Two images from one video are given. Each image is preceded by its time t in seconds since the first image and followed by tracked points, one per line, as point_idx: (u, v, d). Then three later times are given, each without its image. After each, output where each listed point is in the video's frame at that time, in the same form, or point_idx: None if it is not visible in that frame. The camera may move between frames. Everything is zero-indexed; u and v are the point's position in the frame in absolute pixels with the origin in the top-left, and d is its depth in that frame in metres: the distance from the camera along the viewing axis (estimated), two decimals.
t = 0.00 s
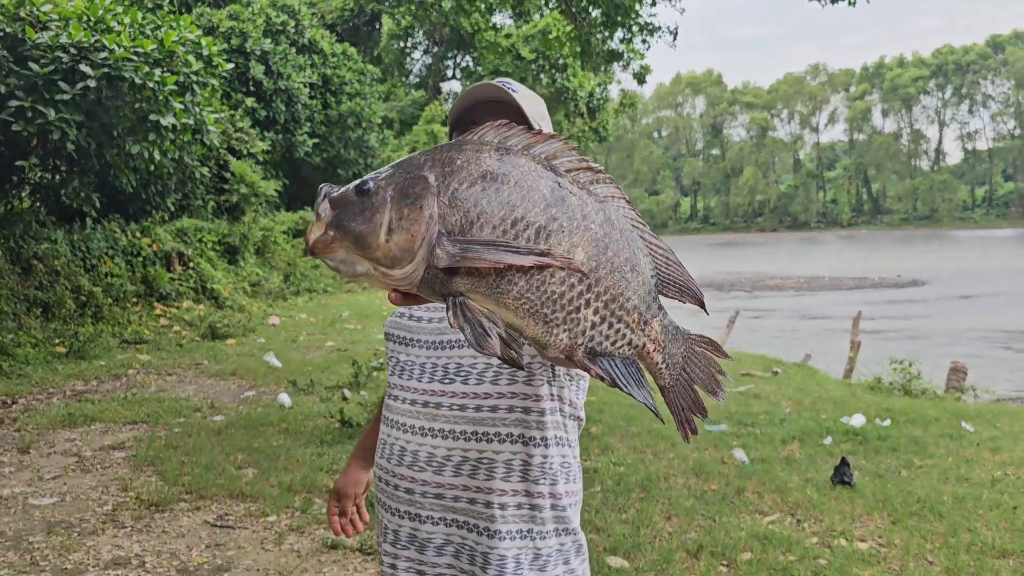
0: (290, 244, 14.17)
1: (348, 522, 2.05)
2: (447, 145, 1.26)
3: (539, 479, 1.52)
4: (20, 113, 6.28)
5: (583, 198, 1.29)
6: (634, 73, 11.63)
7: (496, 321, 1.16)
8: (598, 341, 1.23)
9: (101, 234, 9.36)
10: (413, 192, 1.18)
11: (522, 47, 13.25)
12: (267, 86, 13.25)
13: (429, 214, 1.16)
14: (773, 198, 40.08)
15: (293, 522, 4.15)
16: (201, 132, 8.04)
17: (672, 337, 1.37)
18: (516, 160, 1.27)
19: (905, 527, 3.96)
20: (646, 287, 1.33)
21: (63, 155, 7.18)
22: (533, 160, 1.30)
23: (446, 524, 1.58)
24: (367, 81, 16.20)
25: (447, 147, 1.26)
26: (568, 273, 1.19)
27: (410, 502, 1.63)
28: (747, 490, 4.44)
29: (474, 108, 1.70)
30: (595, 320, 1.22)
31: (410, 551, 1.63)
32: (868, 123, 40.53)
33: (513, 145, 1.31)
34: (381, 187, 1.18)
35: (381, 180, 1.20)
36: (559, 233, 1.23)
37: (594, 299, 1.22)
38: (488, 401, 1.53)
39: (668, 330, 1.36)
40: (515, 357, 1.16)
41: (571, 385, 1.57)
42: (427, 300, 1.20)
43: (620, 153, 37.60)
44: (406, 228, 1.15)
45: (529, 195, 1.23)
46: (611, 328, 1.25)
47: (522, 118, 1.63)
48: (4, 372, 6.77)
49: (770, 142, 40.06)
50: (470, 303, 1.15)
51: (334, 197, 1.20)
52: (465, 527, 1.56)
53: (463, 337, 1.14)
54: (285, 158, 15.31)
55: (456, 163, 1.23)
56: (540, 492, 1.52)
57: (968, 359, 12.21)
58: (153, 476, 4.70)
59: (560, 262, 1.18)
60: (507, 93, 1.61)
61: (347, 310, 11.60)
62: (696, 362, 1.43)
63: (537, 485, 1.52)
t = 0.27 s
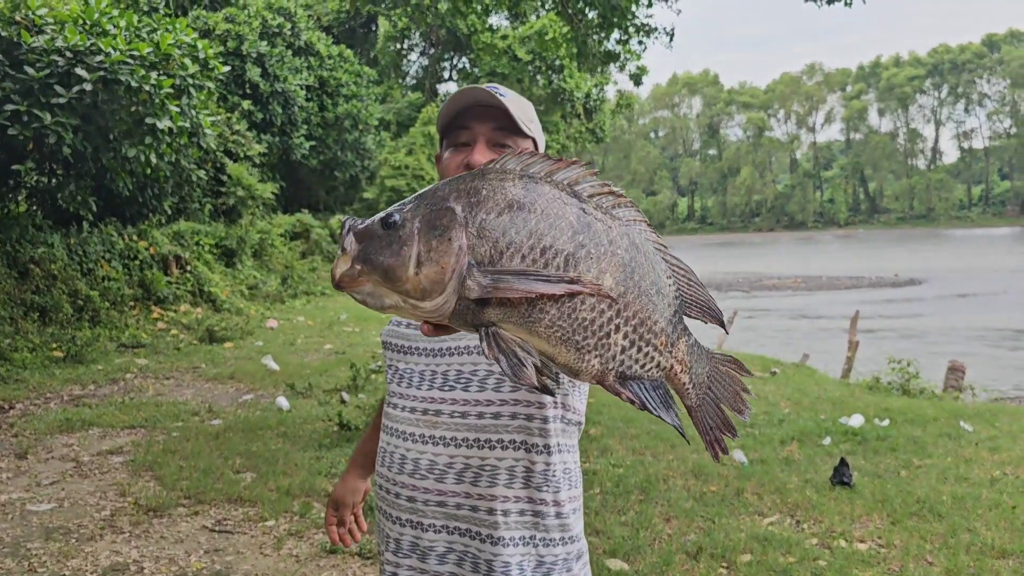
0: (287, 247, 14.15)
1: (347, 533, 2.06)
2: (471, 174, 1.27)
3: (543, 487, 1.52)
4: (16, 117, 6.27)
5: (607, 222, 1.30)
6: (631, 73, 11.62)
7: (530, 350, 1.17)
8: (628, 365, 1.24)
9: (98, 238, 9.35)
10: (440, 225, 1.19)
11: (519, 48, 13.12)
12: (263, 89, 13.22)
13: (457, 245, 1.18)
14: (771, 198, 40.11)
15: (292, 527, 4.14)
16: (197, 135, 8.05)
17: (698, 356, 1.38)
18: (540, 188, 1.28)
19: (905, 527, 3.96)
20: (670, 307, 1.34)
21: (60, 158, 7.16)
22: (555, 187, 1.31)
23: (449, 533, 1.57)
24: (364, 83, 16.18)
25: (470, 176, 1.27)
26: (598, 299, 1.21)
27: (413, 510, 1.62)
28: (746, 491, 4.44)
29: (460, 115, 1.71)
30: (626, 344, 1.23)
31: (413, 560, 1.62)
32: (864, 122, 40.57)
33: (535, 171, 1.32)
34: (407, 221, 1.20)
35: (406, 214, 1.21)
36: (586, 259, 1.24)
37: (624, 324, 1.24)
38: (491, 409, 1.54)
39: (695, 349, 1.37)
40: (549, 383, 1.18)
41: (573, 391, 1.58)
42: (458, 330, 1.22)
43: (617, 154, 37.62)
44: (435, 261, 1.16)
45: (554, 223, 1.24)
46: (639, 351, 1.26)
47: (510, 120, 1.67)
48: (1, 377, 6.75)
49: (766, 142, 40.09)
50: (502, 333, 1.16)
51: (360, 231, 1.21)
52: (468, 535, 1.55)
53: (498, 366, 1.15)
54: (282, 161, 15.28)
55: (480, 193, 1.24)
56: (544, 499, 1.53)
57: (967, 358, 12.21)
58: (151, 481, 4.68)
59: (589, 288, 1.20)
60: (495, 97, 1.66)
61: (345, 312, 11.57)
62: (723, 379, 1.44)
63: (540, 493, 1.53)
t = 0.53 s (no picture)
0: (286, 249, 14.15)
1: (351, 536, 2.06)
2: (497, 190, 1.28)
3: (549, 488, 1.53)
4: (15, 120, 6.27)
5: (633, 235, 1.31)
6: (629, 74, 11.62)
7: (565, 363, 1.17)
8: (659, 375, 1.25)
9: (97, 241, 9.34)
10: (470, 242, 1.20)
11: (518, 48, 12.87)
12: (262, 91, 13.22)
13: (489, 262, 1.18)
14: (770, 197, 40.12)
15: (292, 529, 4.15)
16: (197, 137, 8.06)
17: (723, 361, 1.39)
18: (567, 204, 1.29)
19: (905, 527, 3.96)
20: (694, 317, 1.35)
21: (59, 162, 7.14)
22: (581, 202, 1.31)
23: (457, 536, 1.58)
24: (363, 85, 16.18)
25: (497, 192, 1.27)
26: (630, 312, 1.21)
27: (420, 515, 1.62)
28: (747, 491, 4.44)
29: (461, 117, 1.72)
30: (656, 354, 1.24)
31: (420, 563, 1.62)
32: (863, 122, 40.58)
33: (560, 186, 1.33)
34: (436, 238, 1.21)
35: (434, 231, 1.22)
36: (616, 272, 1.26)
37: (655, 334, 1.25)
38: (496, 411, 1.54)
39: (719, 355, 1.38)
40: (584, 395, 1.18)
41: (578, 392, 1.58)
42: (488, 345, 1.22)
43: (616, 154, 37.62)
44: (468, 277, 1.17)
45: (582, 238, 1.25)
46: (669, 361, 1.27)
47: (510, 123, 1.67)
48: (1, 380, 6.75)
49: (765, 141, 40.10)
50: (536, 348, 1.16)
51: (389, 249, 1.21)
52: (475, 537, 1.56)
53: (534, 381, 1.15)
54: (281, 163, 15.28)
55: (509, 209, 1.25)
56: (550, 500, 1.54)
57: (967, 357, 12.20)
58: (151, 484, 4.68)
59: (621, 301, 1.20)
60: (494, 101, 1.67)
61: (345, 314, 11.57)
62: (745, 384, 1.45)
63: (547, 494, 1.53)
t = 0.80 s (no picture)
0: (285, 249, 14.15)
1: (343, 536, 2.05)
2: (493, 179, 1.28)
3: (551, 487, 1.53)
4: (14, 121, 6.26)
5: (629, 222, 1.31)
6: (628, 73, 11.62)
7: (564, 349, 1.17)
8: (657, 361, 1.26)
9: (96, 241, 9.33)
10: (467, 230, 1.20)
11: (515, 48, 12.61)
12: (260, 91, 13.22)
13: (486, 249, 1.18)
14: (769, 196, 40.12)
15: (292, 529, 4.14)
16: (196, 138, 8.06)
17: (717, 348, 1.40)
18: (562, 191, 1.29)
19: (905, 525, 3.97)
20: (689, 304, 1.36)
21: (57, 162, 7.13)
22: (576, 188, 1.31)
23: (459, 535, 1.57)
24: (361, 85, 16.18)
25: (493, 180, 1.27)
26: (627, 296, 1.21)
27: (421, 514, 1.62)
28: (746, 489, 4.44)
29: (459, 117, 1.71)
30: (653, 340, 1.25)
31: (421, 562, 1.62)
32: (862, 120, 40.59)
33: (556, 173, 1.33)
34: (433, 228, 1.21)
35: (431, 221, 1.22)
36: (613, 258, 1.25)
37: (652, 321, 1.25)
38: (497, 411, 1.54)
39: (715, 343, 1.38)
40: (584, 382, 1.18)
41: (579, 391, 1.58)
42: (488, 334, 1.21)
43: (615, 153, 37.63)
44: (464, 265, 1.17)
45: (579, 225, 1.25)
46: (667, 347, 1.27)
47: (510, 123, 1.67)
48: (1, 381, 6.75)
49: (764, 140, 40.11)
50: (535, 334, 1.16)
51: (386, 239, 1.22)
52: (476, 536, 1.55)
53: (533, 368, 1.15)
54: (280, 163, 15.28)
55: (505, 197, 1.25)
56: (551, 499, 1.54)
57: (966, 355, 12.21)
58: (151, 484, 4.68)
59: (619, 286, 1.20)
60: (494, 100, 1.66)
61: (344, 314, 11.57)
62: (735, 369, 1.47)
63: (548, 493, 1.53)
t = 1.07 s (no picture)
0: (286, 249, 14.15)
1: (349, 540, 2.06)
2: (488, 163, 1.27)
3: (551, 487, 1.51)
4: (14, 122, 6.26)
5: (624, 209, 1.30)
6: (629, 71, 11.60)
7: (552, 335, 1.17)
8: (649, 349, 1.25)
9: (97, 242, 9.34)
10: (458, 214, 1.20)
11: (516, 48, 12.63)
12: (261, 91, 13.22)
13: (476, 233, 1.18)
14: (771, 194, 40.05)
15: (294, 530, 4.14)
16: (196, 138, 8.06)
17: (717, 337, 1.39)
18: (556, 176, 1.28)
19: (908, 524, 3.95)
20: (686, 292, 1.35)
21: (58, 163, 7.11)
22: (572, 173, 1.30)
23: (457, 537, 1.56)
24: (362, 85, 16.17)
25: (487, 164, 1.27)
26: (617, 282, 1.21)
27: (420, 515, 1.61)
28: (749, 489, 4.43)
29: (454, 118, 1.71)
30: (646, 326, 1.24)
31: (420, 564, 1.61)
32: (864, 117, 40.52)
33: (551, 159, 1.32)
34: (424, 211, 1.21)
35: (423, 204, 1.22)
36: (606, 243, 1.24)
37: (645, 307, 1.24)
38: (496, 411, 1.53)
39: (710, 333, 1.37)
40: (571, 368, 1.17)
41: (579, 392, 1.56)
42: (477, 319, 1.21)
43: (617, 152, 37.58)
44: (453, 247, 1.17)
45: (571, 210, 1.24)
46: (660, 335, 1.26)
47: (504, 123, 1.66)
48: (3, 382, 6.75)
49: (765, 138, 40.03)
50: (524, 319, 1.15)
51: (379, 221, 1.22)
52: (475, 538, 1.54)
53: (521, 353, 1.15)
54: (281, 163, 15.29)
55: (498, 179, 1.24)
56: (551, 500, 1.52)
57: (970, 352, 12.17)
58: (153, 486, 4.68)
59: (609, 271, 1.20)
60: (486, 100, 1.65)
61: (346, 314, 11.56)
62: (734, 360, 1.45)
63: (548, 493, 1.52)
